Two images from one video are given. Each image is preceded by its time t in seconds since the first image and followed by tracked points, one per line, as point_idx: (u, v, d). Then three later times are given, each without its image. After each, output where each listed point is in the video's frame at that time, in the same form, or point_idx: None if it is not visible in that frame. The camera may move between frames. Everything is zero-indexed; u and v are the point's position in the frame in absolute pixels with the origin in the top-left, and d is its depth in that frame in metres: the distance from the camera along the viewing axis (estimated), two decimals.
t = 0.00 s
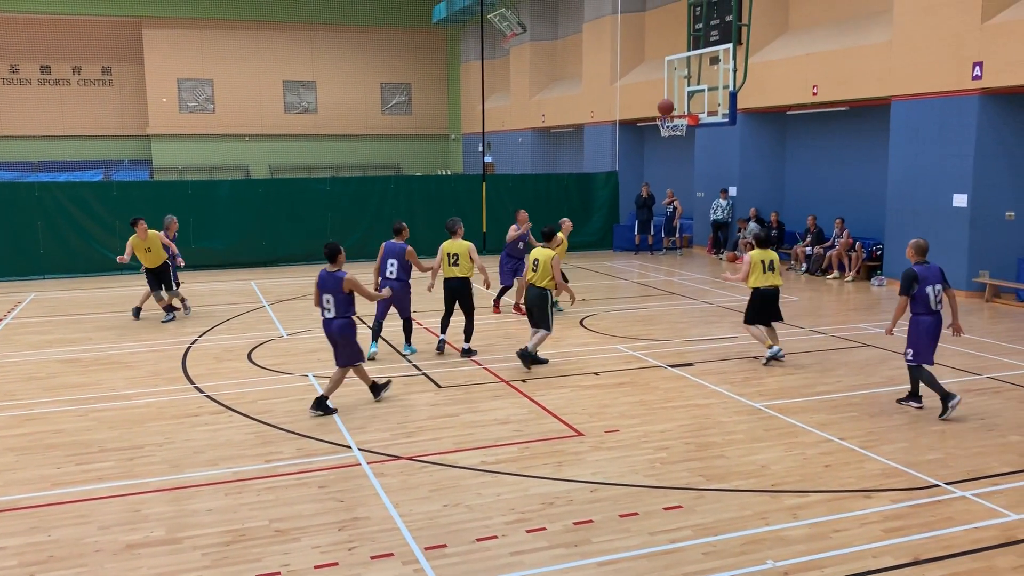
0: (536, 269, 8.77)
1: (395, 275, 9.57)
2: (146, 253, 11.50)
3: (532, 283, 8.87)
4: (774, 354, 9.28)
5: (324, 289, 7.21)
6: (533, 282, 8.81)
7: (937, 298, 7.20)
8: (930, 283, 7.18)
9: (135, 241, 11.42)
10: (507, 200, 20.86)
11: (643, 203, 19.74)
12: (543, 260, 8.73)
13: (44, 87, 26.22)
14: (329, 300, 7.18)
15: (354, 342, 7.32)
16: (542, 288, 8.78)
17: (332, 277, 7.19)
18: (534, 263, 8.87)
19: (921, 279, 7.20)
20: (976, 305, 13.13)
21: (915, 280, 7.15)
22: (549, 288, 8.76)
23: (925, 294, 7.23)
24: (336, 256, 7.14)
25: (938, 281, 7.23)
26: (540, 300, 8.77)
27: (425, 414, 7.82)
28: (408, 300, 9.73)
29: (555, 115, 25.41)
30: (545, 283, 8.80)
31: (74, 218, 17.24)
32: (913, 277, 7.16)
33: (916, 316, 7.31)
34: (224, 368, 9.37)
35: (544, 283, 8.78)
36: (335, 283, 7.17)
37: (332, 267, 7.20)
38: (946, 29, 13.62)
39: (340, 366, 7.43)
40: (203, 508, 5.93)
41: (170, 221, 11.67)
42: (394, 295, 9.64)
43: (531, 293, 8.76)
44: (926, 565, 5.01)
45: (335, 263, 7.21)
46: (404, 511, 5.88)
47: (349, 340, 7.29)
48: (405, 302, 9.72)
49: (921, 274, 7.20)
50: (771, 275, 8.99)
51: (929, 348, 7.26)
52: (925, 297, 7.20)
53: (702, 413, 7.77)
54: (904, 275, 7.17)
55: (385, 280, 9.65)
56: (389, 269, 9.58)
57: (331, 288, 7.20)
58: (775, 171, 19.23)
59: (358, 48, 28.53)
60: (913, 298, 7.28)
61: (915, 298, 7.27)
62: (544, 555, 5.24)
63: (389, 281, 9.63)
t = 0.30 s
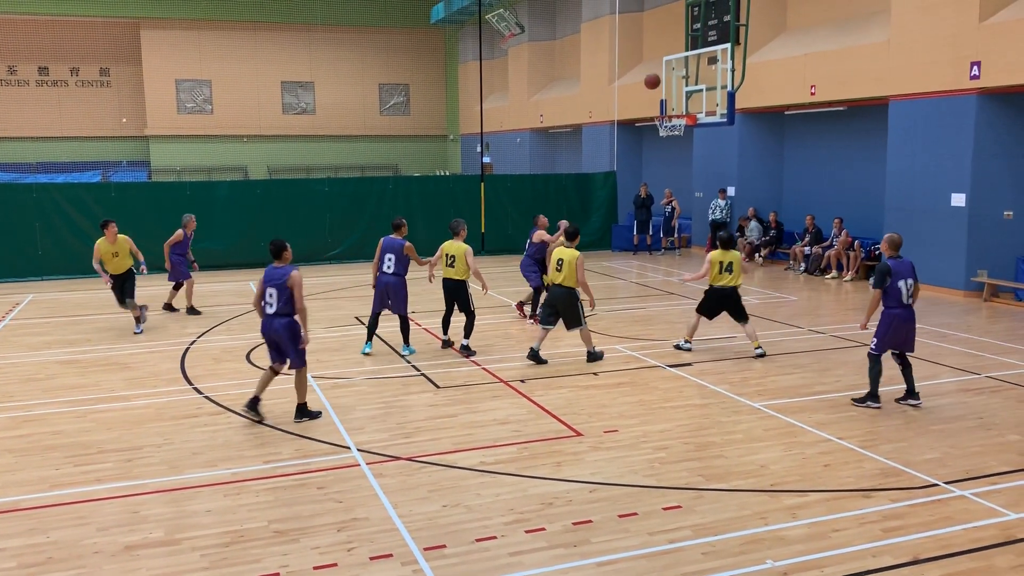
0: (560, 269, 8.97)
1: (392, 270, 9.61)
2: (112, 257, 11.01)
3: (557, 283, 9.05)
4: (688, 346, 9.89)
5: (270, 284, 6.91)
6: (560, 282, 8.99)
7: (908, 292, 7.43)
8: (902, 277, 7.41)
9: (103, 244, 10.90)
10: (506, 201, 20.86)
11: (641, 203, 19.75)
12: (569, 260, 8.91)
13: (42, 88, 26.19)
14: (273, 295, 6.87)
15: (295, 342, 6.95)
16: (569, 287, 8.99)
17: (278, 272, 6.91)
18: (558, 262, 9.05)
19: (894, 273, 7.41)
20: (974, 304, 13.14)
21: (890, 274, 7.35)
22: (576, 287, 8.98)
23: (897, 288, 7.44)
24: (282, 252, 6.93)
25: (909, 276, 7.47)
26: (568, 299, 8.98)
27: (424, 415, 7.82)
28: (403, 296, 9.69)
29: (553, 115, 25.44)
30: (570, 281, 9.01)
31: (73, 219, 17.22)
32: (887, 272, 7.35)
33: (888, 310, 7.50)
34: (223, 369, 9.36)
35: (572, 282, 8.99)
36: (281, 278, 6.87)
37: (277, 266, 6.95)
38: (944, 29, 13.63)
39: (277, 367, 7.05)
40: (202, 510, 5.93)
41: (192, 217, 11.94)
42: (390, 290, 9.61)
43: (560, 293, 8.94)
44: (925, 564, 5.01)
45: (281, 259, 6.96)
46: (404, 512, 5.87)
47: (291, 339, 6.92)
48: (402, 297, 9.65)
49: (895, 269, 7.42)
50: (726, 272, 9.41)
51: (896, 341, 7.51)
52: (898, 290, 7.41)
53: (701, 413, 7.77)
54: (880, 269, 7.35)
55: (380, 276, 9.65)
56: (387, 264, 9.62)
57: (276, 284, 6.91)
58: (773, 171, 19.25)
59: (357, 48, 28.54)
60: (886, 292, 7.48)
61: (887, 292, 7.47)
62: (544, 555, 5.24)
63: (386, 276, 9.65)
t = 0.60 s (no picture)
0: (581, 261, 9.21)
1: (381, 267, 9.62)
2: (57, 261, 10.31)
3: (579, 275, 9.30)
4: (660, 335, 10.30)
5: (207, 290, 6.72)
6: (585, 274, 9.23)
7: (882, 288, 7.54)
8: (876, 274, 7.51)
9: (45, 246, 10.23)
10: (506, 199, 20.86)
11: (642, 201, 19.74)
12: (591, 252, 9.16)
13: (43, 87, 26.18)
14: (210, 302, 6.68)
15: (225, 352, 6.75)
16: (593, 279, 9.27)
17: (217, 277, 6.72)
18: (579, 255, 9.26)
19: (868, 270, 7.51)
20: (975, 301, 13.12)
21: (864, 271, 7.45)
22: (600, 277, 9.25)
23: (871, 284, 7.54)
24: (225, 256, 6.74)
25: (883, 272, 7.55)
26: (592, 290, 9.25)
27: (425, 413, 7.82)
28: (395, 293, 9.75)
29: (554, 113, 25.43)
30: (593, 272, 9.28)
31: (73, 218, 17.22)
32: (861, 268, 7.46)
33: (862, 306, 7.62)
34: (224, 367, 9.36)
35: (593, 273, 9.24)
36: (218, 284, 6.68)
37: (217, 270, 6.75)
38: (945, 26, 13.60)
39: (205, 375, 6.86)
40: (203, 508, 5.93)
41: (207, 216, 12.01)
42: (380, 288, 9.65)
43: (587, 285, 9.19)
44: (926, 561, 5.01)
45: (223, 263, 6.76)
46: (404, 510, 5.88)
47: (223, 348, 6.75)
48: (393, 295, 9.71)
49: (869, 266, 7.50)
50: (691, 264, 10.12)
51: (870, 336, 7.64)
52: (872, 287, 7.51)
53: (702, 411, 7.77)
54: (854, 267, 7.44)
55: (369, 274, 9.67)
56: (376, 262, 9.63)
57: (214, 290, 6.71)
58: (773, 169, 19.23)
59: (357, 47, 28.54)
60: (860, 289, 7.58)
61: (861, 288, 7.57)
62: (545, 552, 5.24)
63: (374, 274, 9.66)
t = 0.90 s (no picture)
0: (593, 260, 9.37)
1: (383, 263, 9.64)
2: None
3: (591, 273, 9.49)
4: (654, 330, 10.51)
5: (158, 297, 6.49)
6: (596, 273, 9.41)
7: (869, 283, 7.61)
8: (865, 268, 7.58)
9: None
10: (510, 195, 20.86)
11: (646, 197, 19.71)
12: (603, 251, 9.31)
13: (47, 83, 26.20)
14: (159, 310, 6.46)
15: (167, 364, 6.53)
16: (605, 277, 9.46)
17: (170, 286, 6.50)
18: (591, 255, 9.45)
19: (857, 263, 7.57)
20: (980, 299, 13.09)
21: (853, 264, 7.52)
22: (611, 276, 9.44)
23: (859, 278, 7.61)
24: (182, 264, 6.45)
25: (871, 266, 7.63)
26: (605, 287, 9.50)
27: (429, 409, 7.83)
28: (398, 288, 9.76)
29: (558, 109, 25.40)
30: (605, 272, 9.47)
31: (77, 213, 17.23)
32: (851, 262, 7.52)
33: (849, 299, 7.68)
34: (228, 363, 9.37)
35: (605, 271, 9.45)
36: (171, 293, 6.47)
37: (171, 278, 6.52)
38: (950, 22, 13.55)
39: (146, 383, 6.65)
40: (208, 503, 5.95)
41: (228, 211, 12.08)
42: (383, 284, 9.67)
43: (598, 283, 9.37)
44: (931, 558, 5.01)
45: (178, 272, 6.50)
46: (408, 505, 5.89)
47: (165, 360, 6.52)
48: (396, 290, 9.73)
49: (858, 259, 7.57)
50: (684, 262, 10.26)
51: (856, 330, 7.70)
52: (860, 281, 7.58)
53: (706, 407, 7.77)
54: (844, 259, 7.51)
55: (373, 269, 9.70)
56: (378, 258, 9.65)
57: (165, 298, 6.49)
58: (778, 165, 19.20)
59: (361, 43, 28.53)
60: (848, 282, 7.65)
61: (849, 282, 7.64)
62: (548, 548, 5.24)
63: (377, 269, 9.70)
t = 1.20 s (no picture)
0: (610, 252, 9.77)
1: (389, 257, 9.67)
2: None
3: (607, 265, 9.86)
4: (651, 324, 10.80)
5: (124, 289, 6.42)
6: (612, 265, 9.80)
7: (857, 281, 7.67)
8: (851, 267, 7.65)
9: None
10: (518, 192, 20.86)
11: (654, 194, 19.67)
12: (620, 243, 9.75)
13: (57, 78, 26.28)
14: (126, 302, 6.38)
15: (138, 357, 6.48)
16: (620, 268, 9.86)
17: (136, 278, 6.43)
18: (607, 247, 9.81)
19: (842, 263, 7.66)
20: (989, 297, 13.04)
21: (838, 264, 7.60)
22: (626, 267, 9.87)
23: (846, 278, 7.68)
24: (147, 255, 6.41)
25: (858, 266, 7.70)
26: (621, 279, 9.87)
27: (437, 405, 7.85)
28: (402, 284, 9.78)
29: (566, 106, 25.37)
30: (620, 263, 9.86)
31: (86, 209, 17.30)
32: (835, 262, 7.62)
33: (839, 300, 7.73)
34: (237, 358, 9.41)
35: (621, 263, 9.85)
36: (137, 285, 6.39)
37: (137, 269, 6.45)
38: (962, 19, 13.48)
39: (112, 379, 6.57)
40: (217, 497, 5.97)
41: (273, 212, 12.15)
42: (389, 278, 9.70)
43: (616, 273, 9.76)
44: (939, 557, 5.00)
45: (145, 263, 6.46)
46: (416, 501, 5.90)
47: (135, 352, 6.45)
48: (401, 286, 9.73)
49: (843, 259, 7.67)
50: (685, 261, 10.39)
51: (850, 329, 7.72)
52: (847, 280, 7.65)
53: (714, 405, 7.77)
54: (828, 260, 7.61)
55: (378, 263, 9.74)
56: (384, 253, 9.68)
57: (132, 290, 6.42)
58: (787, 163, 19.15)
59: (369, 39, 28.53)
60: (836, 282, 7.73)
61: (836, 282, 7.72)
62: (556, 545, 5.25)
63: (384, 264, 9.72)
